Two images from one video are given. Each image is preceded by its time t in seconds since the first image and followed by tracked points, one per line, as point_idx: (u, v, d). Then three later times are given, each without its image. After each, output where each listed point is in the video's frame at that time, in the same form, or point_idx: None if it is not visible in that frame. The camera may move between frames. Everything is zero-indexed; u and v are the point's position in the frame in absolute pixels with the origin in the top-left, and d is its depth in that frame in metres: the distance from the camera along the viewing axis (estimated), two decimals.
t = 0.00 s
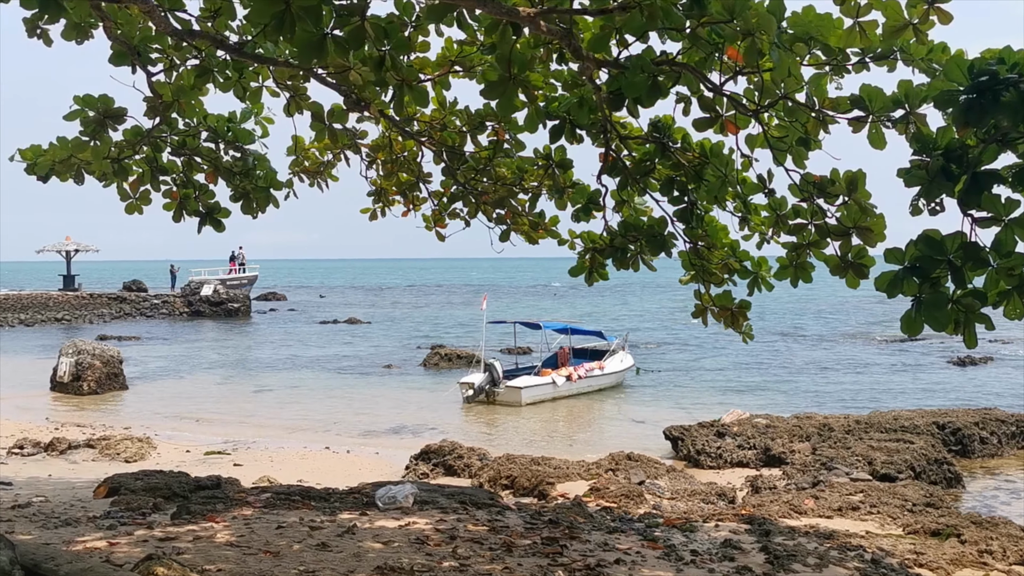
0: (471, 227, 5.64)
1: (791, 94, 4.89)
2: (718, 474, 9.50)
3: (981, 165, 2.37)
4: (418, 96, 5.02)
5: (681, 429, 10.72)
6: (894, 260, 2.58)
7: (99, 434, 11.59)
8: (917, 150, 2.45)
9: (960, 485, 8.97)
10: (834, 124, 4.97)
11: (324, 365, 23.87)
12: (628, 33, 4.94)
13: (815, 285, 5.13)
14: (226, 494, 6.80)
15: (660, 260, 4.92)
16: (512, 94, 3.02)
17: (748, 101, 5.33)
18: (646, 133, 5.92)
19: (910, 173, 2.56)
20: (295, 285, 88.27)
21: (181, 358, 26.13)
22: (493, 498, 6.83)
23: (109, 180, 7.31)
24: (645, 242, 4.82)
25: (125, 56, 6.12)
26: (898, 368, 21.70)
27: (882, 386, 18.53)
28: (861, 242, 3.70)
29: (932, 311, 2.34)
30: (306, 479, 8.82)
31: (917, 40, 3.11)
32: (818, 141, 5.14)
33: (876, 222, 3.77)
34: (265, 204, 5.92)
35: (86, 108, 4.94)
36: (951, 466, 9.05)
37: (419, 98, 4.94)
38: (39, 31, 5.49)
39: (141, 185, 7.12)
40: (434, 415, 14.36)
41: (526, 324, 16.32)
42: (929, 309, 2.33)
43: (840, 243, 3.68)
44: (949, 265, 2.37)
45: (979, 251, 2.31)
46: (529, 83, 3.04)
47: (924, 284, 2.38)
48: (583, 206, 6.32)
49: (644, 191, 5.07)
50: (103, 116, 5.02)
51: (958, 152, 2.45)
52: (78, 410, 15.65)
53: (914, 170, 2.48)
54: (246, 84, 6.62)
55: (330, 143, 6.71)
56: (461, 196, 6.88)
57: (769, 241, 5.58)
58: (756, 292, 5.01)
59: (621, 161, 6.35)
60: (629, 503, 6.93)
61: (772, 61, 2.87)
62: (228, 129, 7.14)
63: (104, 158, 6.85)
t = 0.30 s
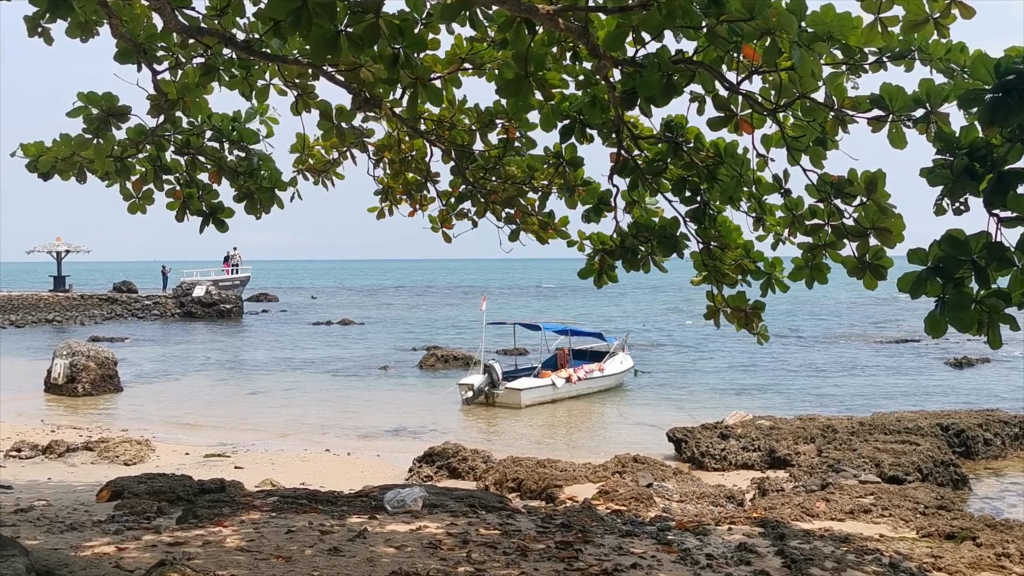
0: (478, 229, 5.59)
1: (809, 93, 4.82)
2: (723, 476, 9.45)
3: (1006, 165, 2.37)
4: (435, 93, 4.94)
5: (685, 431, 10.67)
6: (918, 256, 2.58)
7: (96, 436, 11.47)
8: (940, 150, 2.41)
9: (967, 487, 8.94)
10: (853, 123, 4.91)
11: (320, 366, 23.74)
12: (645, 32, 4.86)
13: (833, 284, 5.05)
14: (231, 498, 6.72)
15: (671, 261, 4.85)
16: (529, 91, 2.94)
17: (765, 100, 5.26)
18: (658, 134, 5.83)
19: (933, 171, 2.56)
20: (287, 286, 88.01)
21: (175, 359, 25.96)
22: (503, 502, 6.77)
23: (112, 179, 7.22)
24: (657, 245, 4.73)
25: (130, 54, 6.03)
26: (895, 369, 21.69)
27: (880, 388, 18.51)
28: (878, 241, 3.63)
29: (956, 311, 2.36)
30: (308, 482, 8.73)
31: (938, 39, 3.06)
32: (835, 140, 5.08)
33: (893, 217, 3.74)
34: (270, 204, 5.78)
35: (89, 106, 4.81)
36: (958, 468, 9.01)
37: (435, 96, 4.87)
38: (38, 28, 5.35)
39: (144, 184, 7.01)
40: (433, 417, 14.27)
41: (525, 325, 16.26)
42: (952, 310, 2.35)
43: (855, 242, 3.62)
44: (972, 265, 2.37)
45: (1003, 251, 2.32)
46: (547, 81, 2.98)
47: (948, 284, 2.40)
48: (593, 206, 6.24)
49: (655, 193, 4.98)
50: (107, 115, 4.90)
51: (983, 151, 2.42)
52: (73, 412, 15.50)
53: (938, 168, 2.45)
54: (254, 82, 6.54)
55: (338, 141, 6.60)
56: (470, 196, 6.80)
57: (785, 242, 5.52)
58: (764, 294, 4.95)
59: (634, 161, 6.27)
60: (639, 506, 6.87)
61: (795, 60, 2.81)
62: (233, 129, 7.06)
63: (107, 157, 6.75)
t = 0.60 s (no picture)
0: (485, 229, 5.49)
1: (832, 89, 4.73)
2: (729, 479, 9.38)
3: None
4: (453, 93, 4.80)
5: (690, 433, 10.62)
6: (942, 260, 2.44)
7: (94, 440, 11.33)
8: (968, 147, 2.30)
9: (975, 489, 8.88)
10: (875, 121, 4.82)
11: (315, 368, 23.61)
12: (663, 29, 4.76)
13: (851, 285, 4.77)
14: (238, 503, 6.61)
15: (686, 263, 4.71)
16: (546, 90, 2.81)
17: (783, 98, 5.17)
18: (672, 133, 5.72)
19: (959, 171, 2.42)
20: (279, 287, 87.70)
21: (169, 361, 25.78)
22: (513, 506, 6.67)
23: (115, 178, 7.10)
24: (671, 245, 4.59)
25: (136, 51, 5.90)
26: (893, 370, 21.68)
27: (880, 389, 18.48)
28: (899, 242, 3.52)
29: (985, 314, 2.21)
30: (312, 485, 8.63)
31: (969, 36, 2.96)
32: (857, 139, 4.99)
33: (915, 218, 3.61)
34: (274, 204, 5.61)
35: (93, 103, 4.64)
36: (966, 470, 8.95)
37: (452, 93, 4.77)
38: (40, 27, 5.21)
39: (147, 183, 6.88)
40: (434, 418, 14.17)
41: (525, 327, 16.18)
42: (981, 312, 2.22)
43: (876, 244, 3.51)
44: (1000, 266, 2.21)
45: None
46: (562, 79, 2.85)
47: (974, 285, 2.25)
48: (606, 207, 6.13)
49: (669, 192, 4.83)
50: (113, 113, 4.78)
51: (1012, 148, 2.30)
52: (68, 415, 15.34)
53: (966, 168, 2.34)
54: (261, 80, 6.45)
55: (345, 140, 6.48)
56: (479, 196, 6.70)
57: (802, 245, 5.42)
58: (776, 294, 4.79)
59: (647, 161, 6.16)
60: (651, 510, 6.79)
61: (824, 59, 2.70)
62: (238, 127, 6.92)
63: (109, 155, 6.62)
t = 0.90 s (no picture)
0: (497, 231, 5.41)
1: (856, 88, 4.68)
2: (737, 481, 9.33)
3: None
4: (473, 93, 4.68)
5: (697, 435, 10.57)
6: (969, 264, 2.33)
7: (94, 442, 11.23)
8: (997, 148, 2.24)
9: (986, 492, 8.84)
10: (899, 121, 4.76)
11: (314, 369, 23.49)
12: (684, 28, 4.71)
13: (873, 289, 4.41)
14: (248, 507, 6.53)
15: (702, 262, 4.56)
16: (568, 89, 2.75)
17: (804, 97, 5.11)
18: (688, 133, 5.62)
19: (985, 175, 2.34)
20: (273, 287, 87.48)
21: (165, 362, 25.63)
22: (526, 510, 6.59)
23: (121, 177, 7.00)
24: (688, 246, 4.44)
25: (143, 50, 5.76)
26: (894, 371, 21.66)
27: (881, 391, 18.45)
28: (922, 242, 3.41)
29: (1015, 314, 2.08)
30: (318, 488, 8.55)
31: (1000, 31, 2.92)
32: (880, 139, 4.94)
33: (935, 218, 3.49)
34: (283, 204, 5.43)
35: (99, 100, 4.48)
36: (976, 472, 8.92)
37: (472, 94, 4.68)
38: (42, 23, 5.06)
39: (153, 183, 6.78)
40: (436, 420, 14.10)
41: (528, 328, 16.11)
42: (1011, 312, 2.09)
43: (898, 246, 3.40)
44: None
45: None
46: (584, 78, 2.80)
47: (1002, 287, 2.14)
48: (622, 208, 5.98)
49: (686, 192, 4.69)
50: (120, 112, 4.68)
51: None
52: (67, 417, 15.22)
53: (994, 170, 2.26)
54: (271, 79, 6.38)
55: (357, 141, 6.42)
56: (491, 198, 6.63)
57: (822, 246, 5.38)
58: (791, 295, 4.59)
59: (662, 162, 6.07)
60: (664, 513, 6.73)
61: (856, 56, 2.66)
62: (247, 127, 6.81)
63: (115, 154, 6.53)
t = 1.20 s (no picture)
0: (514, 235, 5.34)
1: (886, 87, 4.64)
2: (750, 483, 9.28)
3: None
4: (494, 92, 4.53)
5: (708, 436, 10.53)
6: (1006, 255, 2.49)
7: (101, 444, 11.18)
8: None
9: (1001, 493, 8.80)
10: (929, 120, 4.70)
11: (316, 370, 23.42)
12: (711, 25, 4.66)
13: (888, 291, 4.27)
14: (264, 511, 6.47)
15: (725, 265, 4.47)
16: (594, 89, 2.69)
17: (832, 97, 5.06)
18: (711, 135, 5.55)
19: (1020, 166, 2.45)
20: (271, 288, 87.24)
21: (167, 363, 25.54)
22: (544, 513, 6.54)
23: (135, 179, 6.90)
24: (710, 247, 4.32)
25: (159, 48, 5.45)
26: (898, 372, 21.63)
27: (887, 392, 18.42)
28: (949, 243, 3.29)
29: None
30: (330, 491, 8.49)
31: None
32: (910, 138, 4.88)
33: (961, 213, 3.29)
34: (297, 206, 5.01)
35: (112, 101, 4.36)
36: (991, 474, 8.88)
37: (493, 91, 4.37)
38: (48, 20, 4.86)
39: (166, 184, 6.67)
40: (442, 421, 14.05)
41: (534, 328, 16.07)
42: None
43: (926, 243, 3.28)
44: None
45: None
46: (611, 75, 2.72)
47: None
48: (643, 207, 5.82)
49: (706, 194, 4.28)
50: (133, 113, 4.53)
51: None
52: (71, 419, 15.15)
53: None
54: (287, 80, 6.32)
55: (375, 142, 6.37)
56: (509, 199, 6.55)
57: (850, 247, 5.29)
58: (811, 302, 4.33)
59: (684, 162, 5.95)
60: (684, 516, 6.67)
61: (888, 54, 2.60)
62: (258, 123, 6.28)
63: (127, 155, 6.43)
